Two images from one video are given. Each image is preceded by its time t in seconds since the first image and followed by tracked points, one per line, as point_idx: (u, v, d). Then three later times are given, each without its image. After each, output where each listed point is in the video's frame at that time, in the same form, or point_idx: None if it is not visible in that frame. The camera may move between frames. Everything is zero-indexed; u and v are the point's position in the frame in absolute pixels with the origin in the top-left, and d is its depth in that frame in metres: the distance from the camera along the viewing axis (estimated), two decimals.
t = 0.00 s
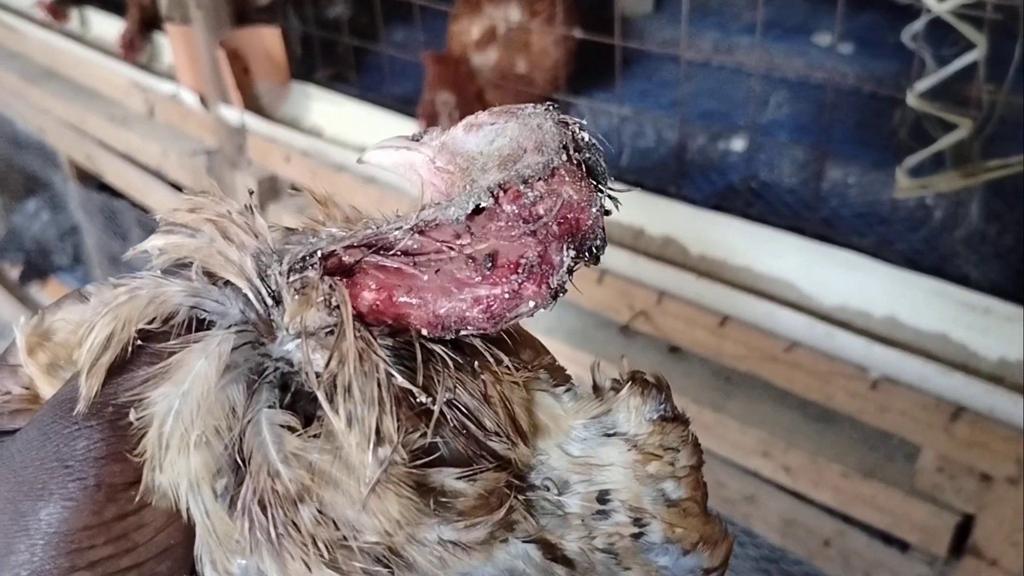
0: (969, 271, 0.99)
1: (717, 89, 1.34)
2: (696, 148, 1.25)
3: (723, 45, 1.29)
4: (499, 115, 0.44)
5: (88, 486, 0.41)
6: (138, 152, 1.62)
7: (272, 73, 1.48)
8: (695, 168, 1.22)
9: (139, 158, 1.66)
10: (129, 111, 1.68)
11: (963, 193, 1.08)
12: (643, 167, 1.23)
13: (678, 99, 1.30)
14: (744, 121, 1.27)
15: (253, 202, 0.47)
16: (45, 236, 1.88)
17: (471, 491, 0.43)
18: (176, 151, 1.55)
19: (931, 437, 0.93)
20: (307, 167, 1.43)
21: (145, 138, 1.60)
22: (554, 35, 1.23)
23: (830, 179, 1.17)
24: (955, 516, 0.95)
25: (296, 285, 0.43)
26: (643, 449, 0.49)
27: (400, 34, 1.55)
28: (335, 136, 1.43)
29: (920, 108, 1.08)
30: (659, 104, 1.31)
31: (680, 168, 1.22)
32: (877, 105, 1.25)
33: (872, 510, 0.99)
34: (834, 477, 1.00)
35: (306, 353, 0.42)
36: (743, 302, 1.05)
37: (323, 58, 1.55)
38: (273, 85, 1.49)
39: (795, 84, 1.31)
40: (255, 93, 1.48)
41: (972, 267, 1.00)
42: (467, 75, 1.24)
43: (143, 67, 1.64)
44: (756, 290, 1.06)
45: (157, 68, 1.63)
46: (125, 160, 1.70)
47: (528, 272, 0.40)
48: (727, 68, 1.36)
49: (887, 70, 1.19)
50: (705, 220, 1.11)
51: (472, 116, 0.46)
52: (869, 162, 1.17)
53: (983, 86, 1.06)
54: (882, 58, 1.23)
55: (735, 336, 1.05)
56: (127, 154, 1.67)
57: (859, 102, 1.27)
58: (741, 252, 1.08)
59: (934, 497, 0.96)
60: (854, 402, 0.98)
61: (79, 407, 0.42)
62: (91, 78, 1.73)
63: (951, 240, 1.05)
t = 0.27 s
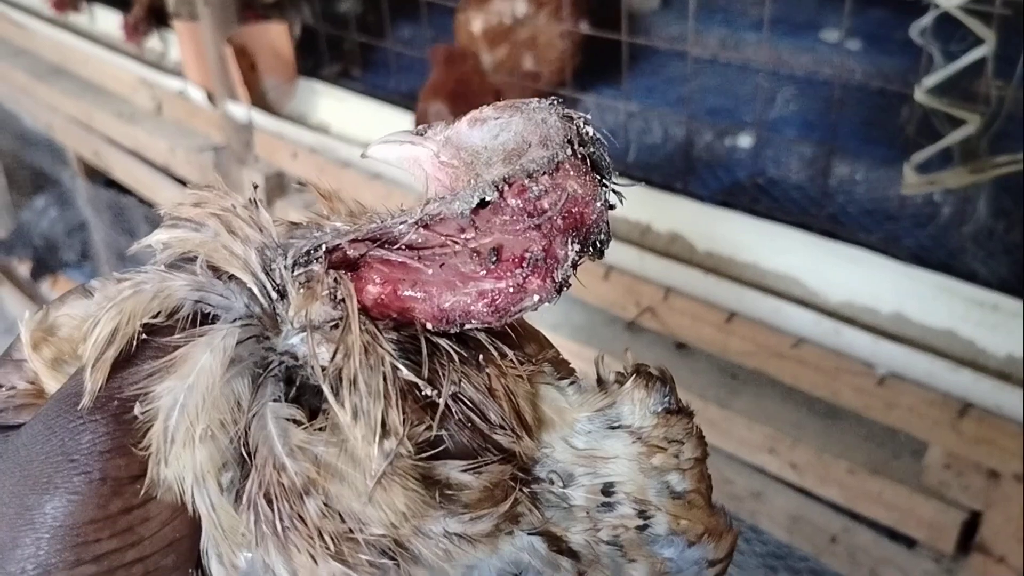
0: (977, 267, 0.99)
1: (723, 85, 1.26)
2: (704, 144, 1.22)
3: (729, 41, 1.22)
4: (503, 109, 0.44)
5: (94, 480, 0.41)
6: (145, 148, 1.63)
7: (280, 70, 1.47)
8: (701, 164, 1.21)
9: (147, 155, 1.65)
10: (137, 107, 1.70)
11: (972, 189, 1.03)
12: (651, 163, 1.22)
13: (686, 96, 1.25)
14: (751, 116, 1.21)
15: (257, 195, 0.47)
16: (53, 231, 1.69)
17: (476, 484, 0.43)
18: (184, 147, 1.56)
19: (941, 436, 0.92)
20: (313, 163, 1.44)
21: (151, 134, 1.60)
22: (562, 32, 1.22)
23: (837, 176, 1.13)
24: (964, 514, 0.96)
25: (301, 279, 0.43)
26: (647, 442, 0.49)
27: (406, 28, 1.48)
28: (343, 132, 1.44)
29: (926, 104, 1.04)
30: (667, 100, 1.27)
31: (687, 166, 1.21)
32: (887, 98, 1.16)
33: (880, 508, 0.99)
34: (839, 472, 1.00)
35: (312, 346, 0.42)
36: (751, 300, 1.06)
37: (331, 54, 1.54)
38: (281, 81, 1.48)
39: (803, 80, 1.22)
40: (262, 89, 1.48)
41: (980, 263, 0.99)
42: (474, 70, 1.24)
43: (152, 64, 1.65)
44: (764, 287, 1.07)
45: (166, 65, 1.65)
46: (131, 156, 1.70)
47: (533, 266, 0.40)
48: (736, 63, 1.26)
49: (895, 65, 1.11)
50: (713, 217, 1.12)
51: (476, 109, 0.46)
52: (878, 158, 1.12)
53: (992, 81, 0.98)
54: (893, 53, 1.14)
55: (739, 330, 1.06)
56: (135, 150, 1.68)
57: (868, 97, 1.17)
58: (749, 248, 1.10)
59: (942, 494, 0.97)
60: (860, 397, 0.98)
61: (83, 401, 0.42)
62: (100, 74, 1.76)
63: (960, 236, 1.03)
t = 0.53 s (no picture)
0: (993, 265, 0.99)
1: (737, 81, 1.27)
2: (717, 141, 1.21)
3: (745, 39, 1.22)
4: (512, 101, 0.44)
5: (103, 471, 0.41)
6: (159, 144, 1.62)
7: (293, 65, 1.48)
8: (715, 161, 1.20)
9: (161, 150, 1.64)
10: (151, 103, 1.69)
11: (987, 187, 1.05)
12: (664, 159, 1.21)
13: (699, 92, 1.25)
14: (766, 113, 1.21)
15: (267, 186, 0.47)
16: (69, 226, 1.82)
17: (485, 476, 0.43)
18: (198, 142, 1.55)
19: (955, 434, 0.92)
20: (329, 159, 1.43)
21: (167, 130, 1.59)
22: (574, 28, 1.21)
23: (851, 173, 1.13)
24: (977, 513, 0.95)
25: (311, 271, 0.43)
26: (656, 435, 0.49)
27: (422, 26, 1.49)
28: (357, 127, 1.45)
29: (943, 100, 1.07)
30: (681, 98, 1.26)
31: (700, 163, 1.19)
32: (900, 99, 1.19)
33: (893, 505, 0.99)
34: (853, 471, 1.00)
35: (321, 338, 0.42)
36: (765, 297, 1.05)
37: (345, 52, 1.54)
38: (294, 77, 1.49)
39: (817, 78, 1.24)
40: (277, 85, 1.48)
41: (996, 261, 0.99)
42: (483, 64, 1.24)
43: (169, 61, 1.65)
44: (777, 283, 1.07)
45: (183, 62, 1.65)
46: (147, 152, 1.69)
47: (542, 259, 0.40)
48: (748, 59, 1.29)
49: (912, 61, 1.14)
50: (726, 213, 1.11)
51: (486, 101, 0.45)
52: (893, 155, 1.14)
53: (1008, 77, 1.04)
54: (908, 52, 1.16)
55: (755, 328, 1.05)
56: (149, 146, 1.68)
57: (883, 94, 1.21)
58: (762, 244, 1.09)
59: (956, 494, 0.96)
60: (875, 395, 0.97)
61: (94, 393, 0.42)
62: (113, 69, 1.74)
63: (975, 233, 1.03)
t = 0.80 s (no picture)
0: (1008, 267, 0.97)
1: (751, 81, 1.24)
2: (732, 141, 1.21)
3: (758, 38, 1.18)
4: (524, 96, 0.44)
5: (111, 464, 0.41)
6: (175, 142, 1.62)
7: (308, 64, 1.49)
8: (729, 161, 1.19)
9: (178, 148, 1.64)
10: (169, 102, 1.70)
11: (1004, 187, 1.02)
12: (677, 160, 1.21)
13: (714, 93, 1.23)
14: (781, 113, 1.19)
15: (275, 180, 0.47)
16: (84, 223, 1.82)
17: (493, 472, 0.43)
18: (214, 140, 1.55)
19: (968, 436, 0.92)
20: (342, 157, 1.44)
21: (183, 128, 1.60)
22: (587, 26, 1.21)
23: (866, 174, 1.12)
24: (991, 515, 0.94)
25: (318, 267, 0.42)
26: (666, 433, 0.49)
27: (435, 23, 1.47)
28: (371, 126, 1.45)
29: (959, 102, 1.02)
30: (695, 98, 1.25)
31: (713, 164, 1.19)
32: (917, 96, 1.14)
33: (906, 508, 0.98)
34: (866, 472, 0.99)
35: (328, 334, 0.42)
36: (778, 297, 1.05)
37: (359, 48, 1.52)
38: (309, 76, 1.50)
39: (834, 77, 1.19)
40: (292, 83, 1.49)
41: (1012, 263, 0.98)
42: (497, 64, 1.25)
43: (184, 59, 1.63)
44: (792, 285, 1.06)
45: (198, 60, 1.63)
46: (163, 150, 1.70)
47: (552, 257, 0.40)
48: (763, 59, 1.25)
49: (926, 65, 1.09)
50: (739, 213, 1.11)
51: (497, 95, 0.45)
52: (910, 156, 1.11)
53: None
54: (921, 53, 1.12)
55: (770, 330, 1.05)
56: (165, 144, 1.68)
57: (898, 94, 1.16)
58: (778, 245, 1.08)
59: (970, 496, 0.95)
60: (888, 396, 0.97)
61: (102, 386, 0.42)
62: (130, 67, 1.74)
63: (991, 234, 1.01)
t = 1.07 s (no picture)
0: (1018, 269, 0.96)
1: (763, 82, 1.27)
2: (741, 142, 1.20)
3: (769, 40, 1.19)
4: (532, 84, 0.43)
5: (116, 450, 0.41)
6: (187, 141, 1.61)
7: (319, 64, 1.49)
8: (739, 162, 1.19)
9: (189, 146, 1.63)
10: (179, 100, 1.69)
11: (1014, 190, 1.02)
12: (688, 161, 1.20)
13: (725, 93, 1.24)
14: (790, 115, 1.19)
15: (281, 168, 0.47)
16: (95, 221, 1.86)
17: (498, 461, 0.43)
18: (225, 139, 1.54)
19: (978, 438, 0.91)
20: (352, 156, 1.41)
21: (195, 127, 1.59)
22: (597, 27, 1.20)
23: (876, 176, 1.11)
24: (999, 517, 0.93)
25: (325, 254, 0.42)
26: (672, 423, 0.49)
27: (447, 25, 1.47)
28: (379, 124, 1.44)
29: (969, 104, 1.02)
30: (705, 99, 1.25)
31: (724, 165, 1.18)
32: (927, 99, 1.17)
33: (913, 509, 0.98)
34: (874, 473, 0.99)
35: (334, 321, 0.42)
36: (788, 299, 1.04)
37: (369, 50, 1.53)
38: (321, 75, 1.50)
39: (843, 80, 1.23)
40: (303, 83, 1.49)
41: (1021, 264, 0.96)
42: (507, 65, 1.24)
43: (196, 57, 1.64)
44: (802, 286, 1.05)
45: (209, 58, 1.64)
46: (175, 149, 1.68)
47: (558, 246, 0.40)
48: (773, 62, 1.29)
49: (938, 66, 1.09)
50: (750, 214, 1.10)
51: (505, 84, 0.45)
52: (920, 158, 1.11)
53: None
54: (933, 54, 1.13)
55: (778, 332, 1.04)
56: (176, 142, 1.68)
57: (909, 96, 1.19)
58: (788, 248, 1.08)
59: (978, 497, 0.95)
60: (896, 398, 0.96)
61: (107, 372, 0.42)
62: (143, 67, 1.73)
63: (1001, 236, 1.00)
